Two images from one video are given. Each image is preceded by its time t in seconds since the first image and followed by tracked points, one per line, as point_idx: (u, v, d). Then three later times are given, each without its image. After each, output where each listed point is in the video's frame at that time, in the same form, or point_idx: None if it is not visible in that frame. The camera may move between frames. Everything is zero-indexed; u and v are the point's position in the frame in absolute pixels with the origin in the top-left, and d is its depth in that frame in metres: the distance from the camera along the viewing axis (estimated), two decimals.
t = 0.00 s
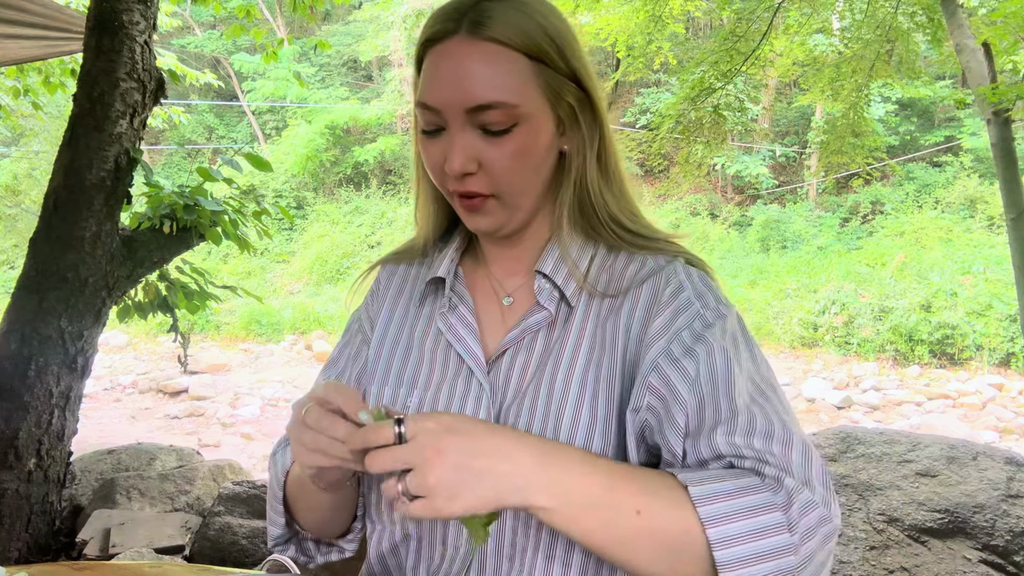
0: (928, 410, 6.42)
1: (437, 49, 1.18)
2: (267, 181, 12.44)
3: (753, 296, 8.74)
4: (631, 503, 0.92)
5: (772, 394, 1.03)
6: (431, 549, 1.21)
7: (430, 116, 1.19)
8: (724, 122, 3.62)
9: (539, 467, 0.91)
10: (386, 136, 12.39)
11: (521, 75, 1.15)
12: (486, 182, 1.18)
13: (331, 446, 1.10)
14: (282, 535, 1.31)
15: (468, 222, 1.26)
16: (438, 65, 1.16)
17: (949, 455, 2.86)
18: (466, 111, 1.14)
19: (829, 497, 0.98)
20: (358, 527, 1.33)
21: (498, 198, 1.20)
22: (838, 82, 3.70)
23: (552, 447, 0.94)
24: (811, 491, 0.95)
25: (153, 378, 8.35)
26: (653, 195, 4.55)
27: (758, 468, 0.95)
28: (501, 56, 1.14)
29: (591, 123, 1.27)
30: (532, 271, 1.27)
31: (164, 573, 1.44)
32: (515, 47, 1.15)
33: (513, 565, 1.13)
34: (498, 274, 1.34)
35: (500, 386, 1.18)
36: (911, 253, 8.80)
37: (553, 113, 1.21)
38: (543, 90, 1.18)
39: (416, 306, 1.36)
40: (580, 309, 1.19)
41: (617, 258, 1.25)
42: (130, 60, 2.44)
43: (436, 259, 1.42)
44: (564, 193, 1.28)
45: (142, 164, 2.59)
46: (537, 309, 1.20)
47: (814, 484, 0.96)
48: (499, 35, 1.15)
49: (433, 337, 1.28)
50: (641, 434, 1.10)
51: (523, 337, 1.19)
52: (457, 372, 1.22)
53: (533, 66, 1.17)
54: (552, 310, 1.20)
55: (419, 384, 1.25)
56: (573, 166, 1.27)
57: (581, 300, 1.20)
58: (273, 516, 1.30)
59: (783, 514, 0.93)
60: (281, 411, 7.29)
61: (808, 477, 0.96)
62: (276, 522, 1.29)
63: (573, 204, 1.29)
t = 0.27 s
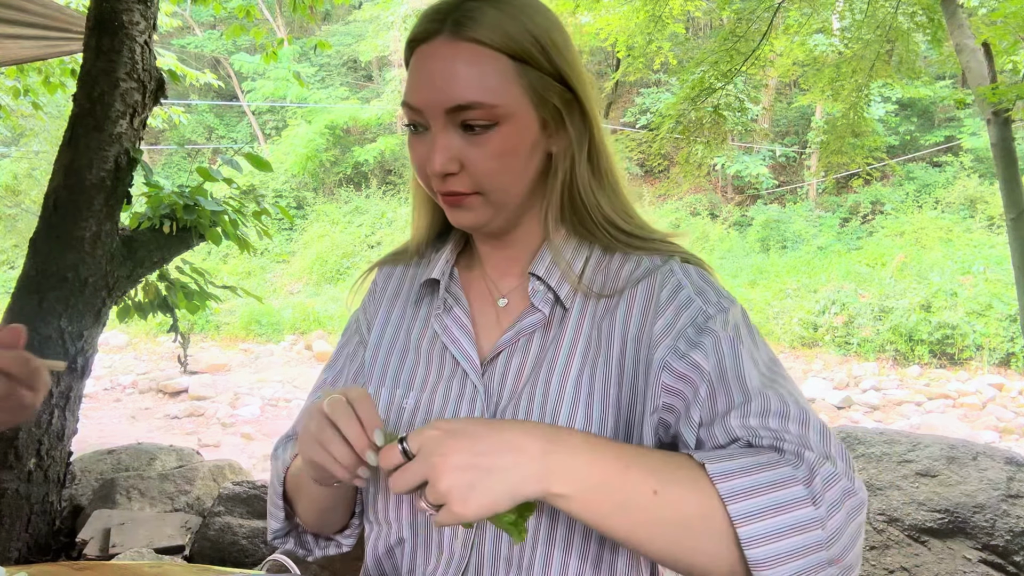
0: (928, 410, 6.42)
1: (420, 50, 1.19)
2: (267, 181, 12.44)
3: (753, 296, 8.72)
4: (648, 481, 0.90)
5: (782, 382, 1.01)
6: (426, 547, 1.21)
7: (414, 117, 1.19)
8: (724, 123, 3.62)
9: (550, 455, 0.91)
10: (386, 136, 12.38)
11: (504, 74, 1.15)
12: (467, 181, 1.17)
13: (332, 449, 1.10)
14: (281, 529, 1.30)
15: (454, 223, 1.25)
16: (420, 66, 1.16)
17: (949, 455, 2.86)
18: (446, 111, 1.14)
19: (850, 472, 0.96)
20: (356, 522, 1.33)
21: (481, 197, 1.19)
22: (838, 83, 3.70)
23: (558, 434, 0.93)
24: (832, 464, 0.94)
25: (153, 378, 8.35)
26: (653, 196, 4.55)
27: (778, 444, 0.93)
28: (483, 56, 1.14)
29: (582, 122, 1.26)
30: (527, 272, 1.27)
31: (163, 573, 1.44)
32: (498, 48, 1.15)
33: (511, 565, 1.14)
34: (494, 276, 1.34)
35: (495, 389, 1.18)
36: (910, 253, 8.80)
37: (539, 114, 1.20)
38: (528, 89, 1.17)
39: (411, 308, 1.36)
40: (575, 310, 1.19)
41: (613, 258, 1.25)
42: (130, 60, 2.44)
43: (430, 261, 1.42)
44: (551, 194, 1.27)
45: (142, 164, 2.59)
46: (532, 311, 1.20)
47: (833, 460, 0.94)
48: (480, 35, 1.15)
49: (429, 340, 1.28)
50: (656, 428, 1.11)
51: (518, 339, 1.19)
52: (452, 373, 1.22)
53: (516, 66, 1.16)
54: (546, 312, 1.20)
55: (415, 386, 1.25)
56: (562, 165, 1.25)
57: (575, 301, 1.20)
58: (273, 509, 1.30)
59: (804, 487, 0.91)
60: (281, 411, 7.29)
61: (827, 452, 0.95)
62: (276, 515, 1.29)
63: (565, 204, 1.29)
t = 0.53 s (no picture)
0: (928, 410, 6.42)
1: (408, 49, 1.20)
2: (267, 181, 12.44)
3: (753, 296, 8.72)
4: (655, 495, 0.90)
5: (785, 385, 1.01)
6: (425, 551, 1.21)
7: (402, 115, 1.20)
8: (724, 123, 3.62)
9: (557, 471, 0.90)
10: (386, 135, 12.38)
11: (488, 72, 1.14)
12: (449, 177, 1.16)
13: (337, 459, 1.11)
14: (284, 529, 1.30)
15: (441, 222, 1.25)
16: (406, 64, 1.17)
17: (949, 455, 2.86)
18: (426, 106, 1.15)
19: (856, 477, 0.95)
20: (359, 524, 1.33)
21: (463, 193, 1.18)
22: (838, 82, 3.70)
23: (564, 450, 0.92)
24: (838, 470, 0.93)
25: (153, 377, 8.35)
26: (653, 196, 4.54)
27: (784, 452, 0.93)
28: (468, 54, 1.14)
29: (575, 121, 1.25)
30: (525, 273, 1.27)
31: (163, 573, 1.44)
32: (483, 47, 1.15)
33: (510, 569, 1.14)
34: (493, 276, 1.33)
35: (494, 392, 1.18)
36: (910, 253, 8.80)
37: (524, 112, 1.18)
38: (514, 87, 1.16)
39: (412, 308, 1.36)
40: (575, 313, 1.19)
41: (612, 260, 1.25)
42: (130, 60, 2.44)
43: (430, 262, 1.42)
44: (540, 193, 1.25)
45: (142, 164, 2.59)
46: (531, 312, 1.20)
47: (839, 464, 0.94)
48: (465, 33, 1.15)
49: (429, 341, 1.28)
50: (660, 434, 1.10)
51: (517, 340, 1.19)
52: (452, 375, 1.22)
53: (501, 63, 1.15)
54: (546, 313, 1.19)
55: (415, 387, 1.25)
56: (555, 166, 1.25)
57: (575, 303, 1.20)
58: (276, 510, 1.29)
59: (810, 496, 0.91)
60: (281, 411, 7.29)
61: (833, 459, 0.94)
62: (280, 515, 1.28)
63: (561, 205, 1.28)
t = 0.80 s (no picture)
0: (928, 410, 6.42)
1: (403, 53, 1.19)
2: (267, 181, 12.44)
3: (753, 296, 8.74)
4: (657, 508, 0.89)
5: (786, 390, 1.01)
6: (423, 554, 1.21)
7: (400, 120, 1.20)
8: (724, 123, 3.62)
9: (558, 485, 0.89)
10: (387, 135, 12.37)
11: (484, 76, 1.14)
12: (449, 182, 1.16)
13: (347, 470, 1.10)
14: (287, 531, 1.30)
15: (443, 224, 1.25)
16: (402, 69, 1.17)
17: (949, 455, 2.86)
18: (424, 111, 1.14)
19: (856, 486, 0.95)
20: (362, 525, 1.34)
21: (464, 197, 1.18)
22: (838, 82, 3.70)
23: (565, 464, 0.91)
24: (838, 479, 0.93)
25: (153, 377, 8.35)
26: (653, 195, 4.55)
27: (784, 461, 0.92)
28: (464, 58, 1.14)
29: (572, 122, 1.25)
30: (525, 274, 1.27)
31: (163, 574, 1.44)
32: (479, 51, 1.15)
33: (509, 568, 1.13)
34: (493, 277, 1.33)
35: (493, 394, 1.17)
36: (910, 253, 8.81)
37: (523, 115, 1.18)
38: (511, 90, 1.16)
39: (412, 308, 1.36)
40: (575, 315, 1.19)
41: (611, 262, 1.26)
42: (130, 60, 2.44)
43: (430, 262, 1.42)
44: (539, 195, 1.25)
45: (142, 164, 2.59)
46: (531, 313, 1.20)
47: (840, 473, 0.93)
48: (460, 37, 1.15)
49: (429, 341, 1.28)
50: (661, 437, 1.10)
51: (517, 342, 1.19)
52: (451, 376, 1.21)
53: (497, 67, 1.15)
54: (546, 314, 1.19)
55: (415, 387, 1.24)
56: (553, 168, 1.25)
57: (575, 305, 1.20)
58: (279, 513, 1.29)
59: (811, 507, 0.90)
60: (281, 411, 7.29)
61: (834, 467, 0.94)
62: (283, 518, 1.28)
63: (560, 207, 1.28)
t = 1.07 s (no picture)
0: (928, 410, 6.42)
1: (399, 64, 1.19)
2: (267, 181, 12.45)
3: (753, 296, 8.75)
4: (663, 511, 0.89)
5: (787, 389, 1.01)
6: (424, 557, 1.21)
7: (400, 131, 1.20)
8: (724, 123, 3.63)
9: (562, 492, 0.89)
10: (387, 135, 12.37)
11: (483, 84, 1.14)
12: (453, 191, 1.17)
13: (354, 480, 1.09)
14: (290, 534, 1.30)
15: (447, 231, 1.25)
16: (399, 80, 1.16)
17: (949, 455, 2.86)
18: (424, 122, 1.14)
19: (858, 484, 0.95)
20: (364, 527, 1.35)
21: (468, 205, 1.18)
22: (838, 83, 3.70)
23: (569, 471, 0.91)
24: (842, 478, 0.93)
25: (153, 377, 8.36)
26: (653, 195, 4.55)
27: (787, 461, 0.92)
28: (461, 67, 1.13)
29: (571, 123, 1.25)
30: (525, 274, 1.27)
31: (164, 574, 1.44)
32: (475, 58, 1.14)
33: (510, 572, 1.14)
34: (492, 278, 1.33)
35: (494, 394, 1.18)
36: (910, 253, 8.81)
37: (522, 120, 1.18)
38: (510, 96, 1.16)
39: (411, 309, 1.36)
40: (575, 314, 1.19)
41: (612, 263, 1.26)
42: (130, 60, 2.44)
43: (429, 263, 1.42)
44: (539, 198, 1.26)
45: (142, 164, 2.59)
46: (532, 313, 1.20)
47: (843, 471, 0.93)
48: (455, 45, 1.14)
49: (428, 342, 1.28)
50: (663, 437, 1.10)
51: (517, 342, 1.19)
52: (451, 376, 1.21)
53: (494, 73, 1.15)
54: (547, 315, 1.20)
55: (414, 388, 1.24)
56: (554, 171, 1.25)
57: (575, 305, 1.20)
58: (282, 516, 1.29)
59: (815, 506, 0.90)
60: (281, 411, 7.29)
61: (837, 466, 0.94)
62: (286, 522, 1.28)
63: (560, 208, 1.28)
